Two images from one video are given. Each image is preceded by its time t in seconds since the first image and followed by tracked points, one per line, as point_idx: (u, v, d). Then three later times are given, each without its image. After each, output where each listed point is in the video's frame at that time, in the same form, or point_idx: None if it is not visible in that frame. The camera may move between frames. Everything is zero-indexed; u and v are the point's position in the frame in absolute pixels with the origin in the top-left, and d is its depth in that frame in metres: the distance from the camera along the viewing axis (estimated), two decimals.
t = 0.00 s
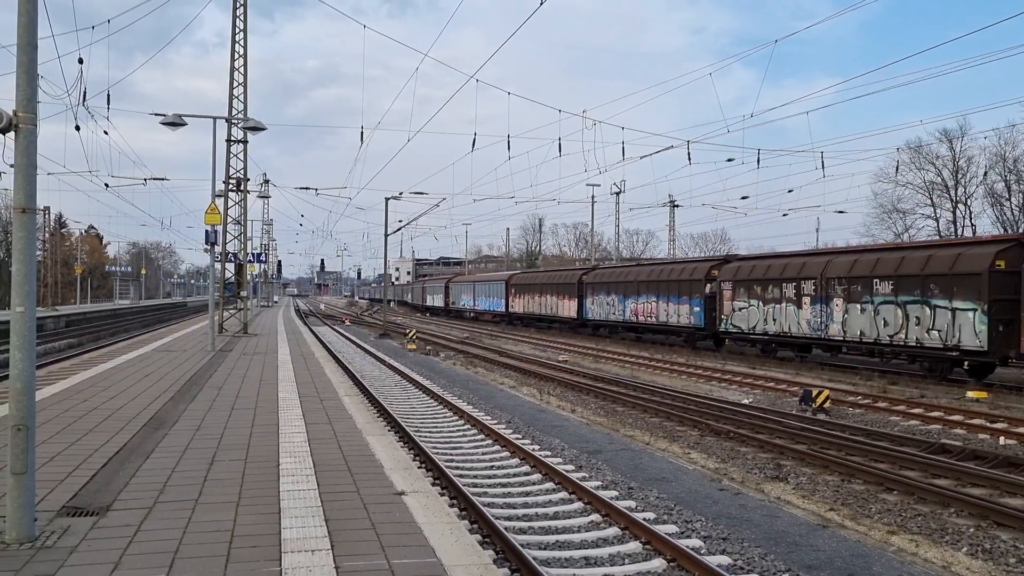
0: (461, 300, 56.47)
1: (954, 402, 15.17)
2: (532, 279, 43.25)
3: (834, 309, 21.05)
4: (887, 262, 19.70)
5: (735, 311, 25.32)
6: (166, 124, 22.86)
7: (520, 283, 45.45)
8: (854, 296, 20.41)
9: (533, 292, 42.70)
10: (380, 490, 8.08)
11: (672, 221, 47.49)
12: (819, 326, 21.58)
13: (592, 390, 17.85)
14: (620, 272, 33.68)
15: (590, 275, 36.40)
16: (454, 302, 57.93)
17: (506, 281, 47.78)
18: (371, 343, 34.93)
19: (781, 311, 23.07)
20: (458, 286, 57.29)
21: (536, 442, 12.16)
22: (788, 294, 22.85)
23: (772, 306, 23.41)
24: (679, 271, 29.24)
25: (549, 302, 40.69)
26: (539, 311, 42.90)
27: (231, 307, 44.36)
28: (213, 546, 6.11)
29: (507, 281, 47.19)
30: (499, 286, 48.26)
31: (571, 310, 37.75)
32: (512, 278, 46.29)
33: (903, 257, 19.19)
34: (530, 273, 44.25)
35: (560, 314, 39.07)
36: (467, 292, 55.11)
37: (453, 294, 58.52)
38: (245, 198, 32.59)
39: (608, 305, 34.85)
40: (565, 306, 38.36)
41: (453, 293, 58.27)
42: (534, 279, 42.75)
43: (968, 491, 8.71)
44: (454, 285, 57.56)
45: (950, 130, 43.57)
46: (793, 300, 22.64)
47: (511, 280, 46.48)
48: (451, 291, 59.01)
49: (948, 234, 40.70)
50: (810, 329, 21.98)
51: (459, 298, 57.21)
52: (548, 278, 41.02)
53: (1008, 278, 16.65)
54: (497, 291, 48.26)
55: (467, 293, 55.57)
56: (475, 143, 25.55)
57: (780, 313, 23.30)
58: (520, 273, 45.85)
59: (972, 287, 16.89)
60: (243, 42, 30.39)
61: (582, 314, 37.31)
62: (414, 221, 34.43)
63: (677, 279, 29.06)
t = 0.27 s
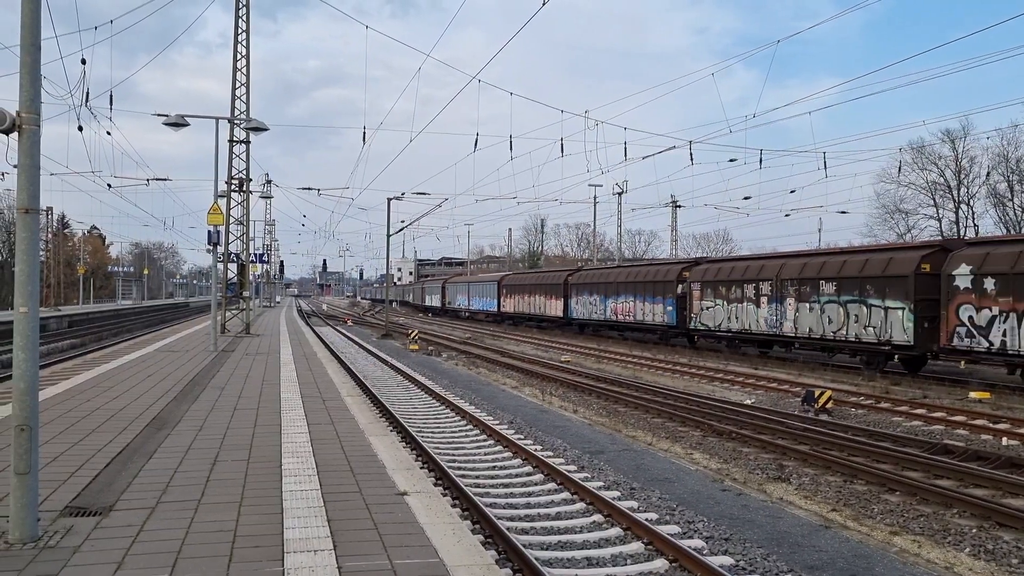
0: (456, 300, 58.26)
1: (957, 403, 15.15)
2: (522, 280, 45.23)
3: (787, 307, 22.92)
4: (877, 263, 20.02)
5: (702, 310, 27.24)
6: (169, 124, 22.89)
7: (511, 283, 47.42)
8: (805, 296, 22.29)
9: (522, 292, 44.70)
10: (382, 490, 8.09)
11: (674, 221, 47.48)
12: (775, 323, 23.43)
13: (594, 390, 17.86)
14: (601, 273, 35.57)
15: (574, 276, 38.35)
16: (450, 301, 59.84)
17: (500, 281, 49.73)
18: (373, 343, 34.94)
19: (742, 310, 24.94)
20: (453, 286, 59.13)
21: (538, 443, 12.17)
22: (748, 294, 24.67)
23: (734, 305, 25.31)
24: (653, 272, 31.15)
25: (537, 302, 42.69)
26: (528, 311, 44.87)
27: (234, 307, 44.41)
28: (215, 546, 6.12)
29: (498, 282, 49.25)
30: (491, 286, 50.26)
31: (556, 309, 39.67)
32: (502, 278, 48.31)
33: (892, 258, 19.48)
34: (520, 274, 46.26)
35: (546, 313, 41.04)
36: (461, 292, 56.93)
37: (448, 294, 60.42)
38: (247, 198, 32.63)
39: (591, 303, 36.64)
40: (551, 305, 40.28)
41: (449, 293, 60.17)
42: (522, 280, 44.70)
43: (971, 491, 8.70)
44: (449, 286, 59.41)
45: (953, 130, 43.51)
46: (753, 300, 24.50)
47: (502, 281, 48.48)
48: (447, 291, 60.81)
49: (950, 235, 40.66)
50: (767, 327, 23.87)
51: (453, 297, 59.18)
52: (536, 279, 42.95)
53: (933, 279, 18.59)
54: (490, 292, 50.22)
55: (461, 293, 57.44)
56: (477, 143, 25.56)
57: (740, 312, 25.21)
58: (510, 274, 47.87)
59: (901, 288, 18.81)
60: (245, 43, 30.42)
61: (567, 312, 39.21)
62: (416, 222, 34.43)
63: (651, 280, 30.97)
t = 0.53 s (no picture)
0: (453, 300, 59.85)
1: (960, 403, 15.12)
2: (513, 281, 47.15)
3: (748, 306, 24.81)
4: (825, 265, 21.94)
5: (676, 309, 29.19)
6: (172, 125, 22.93)
7: (504, 284, 49.26)
8: (764, 296, 24.19)
9: (513, 293, 46.62)
10: (385, 490, 8.10)
11: (677, 222, 47.47)
12: (738, 321, 25.32)
13: (596, 390, 17.87)
14: (586, 274, 37.37)
15: (561, 277, 40.21)
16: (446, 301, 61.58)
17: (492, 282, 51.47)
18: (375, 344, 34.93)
19: (709, 309, 26.91)
20: (450, 287, 60.70)
21: (541, 443, 12.18)
22: (715, 294, 26.62)
23: (703, 305, 27.29)
24: (632, 273, 32.97)
25: (527, 302, 44.58)
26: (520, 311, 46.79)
27: (236, 308, 44.45)
28: (218, 546, 6.13)
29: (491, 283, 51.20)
30: (485, 287, 52.18)
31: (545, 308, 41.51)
32: (495, 280, 50.23)
33: (838, 261, 21.40)
34: (511, 276, 48.10)
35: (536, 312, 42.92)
36: (457, 292, 58.68)
37: (445, 294, 62.11)
38: (250, 199, 32.68)
39: (576, 303, 38.45)
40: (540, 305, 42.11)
41: (445, 293, 61.86)
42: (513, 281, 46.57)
43: (974, 492, 8.69)
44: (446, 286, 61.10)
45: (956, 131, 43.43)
46: (719, 299, 26.45)
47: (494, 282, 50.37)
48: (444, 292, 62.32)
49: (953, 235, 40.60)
50: (732, 325, 25.73)
51: (449, 297, 60.89)
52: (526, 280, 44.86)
53: (871, 281, 20.54)
54: (483, 292, 52.02)
55: (457, 293, 59.16)
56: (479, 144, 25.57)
57: (708, 310, 27.17)
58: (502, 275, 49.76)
59: (844, 289, 20.77)
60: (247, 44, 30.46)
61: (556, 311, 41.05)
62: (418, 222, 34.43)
63: (630, 281, 32.79)
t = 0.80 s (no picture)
0: (450, 301, 61.10)
1: (962, 404, 15.11)
2: (505, 283, 48.90)
3: (714, 306, 26.74)
4: (780, 268, 23.88)
5: (651, 309, 31.10)
6: (174, 126, 22.96)
7: (497, 286, 51.00)
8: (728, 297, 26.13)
9: (504, 294, 48.38)
10: (387, 491, 8.12)
11: (679, 223, 47.43)
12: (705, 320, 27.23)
13: (598, 391, 17.89)
14: (571, 276, 39.12)
15: (549, 279, 41.99)
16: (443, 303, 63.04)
17: (486, 283, 52.95)
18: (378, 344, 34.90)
19: (679, 309, 28.85)
20: (448, 288, 62.01)
21: (544, 444, 12.19)
22: (685, 295, 28.61)
23: (675, 305, 29.21)
24: (613, 275, 34.79)
25: (518, 304, 46.32)
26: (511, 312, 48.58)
27: (239, 309, 44.45)
28: (221, 547, 6.15)
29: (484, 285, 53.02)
30: (478, 289, 53.90)
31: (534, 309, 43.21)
32: (488, 282, 52.08)
33: (791, 265, 23.41)
34: (503, 278, 49.84)
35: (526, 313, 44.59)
36: (454, 294, 60.06)
37: (442, 295, 63.55)
38: (253, 200, 32.71)
39: (564, 303, 40.28)
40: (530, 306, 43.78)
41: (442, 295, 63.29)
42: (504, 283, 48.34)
43: (977, 493, 8.68)
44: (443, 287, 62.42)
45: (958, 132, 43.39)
46: (688, 299, 28.42)
47: (487, 284, 52.21)
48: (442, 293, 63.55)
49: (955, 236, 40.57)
50: (701, 323, 27.57)
51: (446, 298, 62.33)
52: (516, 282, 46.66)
53: (820, 283, 22.59)
54: (477, 293, 53.56)
55: (454, 294, 60.54)
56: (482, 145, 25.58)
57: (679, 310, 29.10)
58: (495, 277, 51.59)
59: (797, 290, 22.69)
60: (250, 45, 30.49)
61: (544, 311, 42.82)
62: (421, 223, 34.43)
63: (611, 282, 34.59)
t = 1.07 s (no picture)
0: (449, 301, 62.24)
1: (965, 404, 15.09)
2: (499, 284, 50.39)
3: (685, 306, 28.44)
4: (744, 271, 25.59)
5: (630, 309, 32.80)
6: (177, 127, 23.00)
7: (491, 288, 52.52)
8: (698, 297, 27.85)
9: (497, 294, 49.87)
10: (390, 492, 8.13)
11: (681, 223, 47.39)
12: (678, 319, 28.95)
13: (600, 391, 17.90)
14: (558, 278, 40.75)
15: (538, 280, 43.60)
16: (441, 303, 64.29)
17: (482, 284, 54.08)
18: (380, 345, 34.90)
19: (655, 308, 30.57)
20: (447, 289, 63.06)
21: (546, 445, 12.20)
22: (660, 295, 30.38)
23: (651, 305, 30.96)
24: (596, 276, 36.43)
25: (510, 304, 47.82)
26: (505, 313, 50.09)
27: (242, 310, 44.50)
28: (224, 547, 6.16)
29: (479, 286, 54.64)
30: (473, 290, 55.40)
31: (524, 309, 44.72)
32: (483, 283, 53.73)
33: (753, 267, 25.12)
34: (498, 280, 51.30)
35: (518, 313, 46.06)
36: (452, 294, 61.20)
37: (441, 296, 64.73)
38: (255, 201, 32.75)
39: (551, 303, 41.91)
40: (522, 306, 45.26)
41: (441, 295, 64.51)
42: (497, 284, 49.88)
43: (980, 494, 8.66)
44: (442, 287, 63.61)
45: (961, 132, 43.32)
46: (662, 299, 30.18)
47: (482, 285, 53.82)
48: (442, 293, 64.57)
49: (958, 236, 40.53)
50: (675, 322, 29.22)
51: (445, 298, 63.53)
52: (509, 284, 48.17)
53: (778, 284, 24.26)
54: (473, 293, 54.88)
55: (452, 295, 61.67)
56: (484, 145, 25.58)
57: (655, 309, 30.79)
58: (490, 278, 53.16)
59: (756, 291, 24.44)
60: (252, 46, 30.52)
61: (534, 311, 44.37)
62: (423, 223, 34.46)
63: (594, 283, 36.20)
